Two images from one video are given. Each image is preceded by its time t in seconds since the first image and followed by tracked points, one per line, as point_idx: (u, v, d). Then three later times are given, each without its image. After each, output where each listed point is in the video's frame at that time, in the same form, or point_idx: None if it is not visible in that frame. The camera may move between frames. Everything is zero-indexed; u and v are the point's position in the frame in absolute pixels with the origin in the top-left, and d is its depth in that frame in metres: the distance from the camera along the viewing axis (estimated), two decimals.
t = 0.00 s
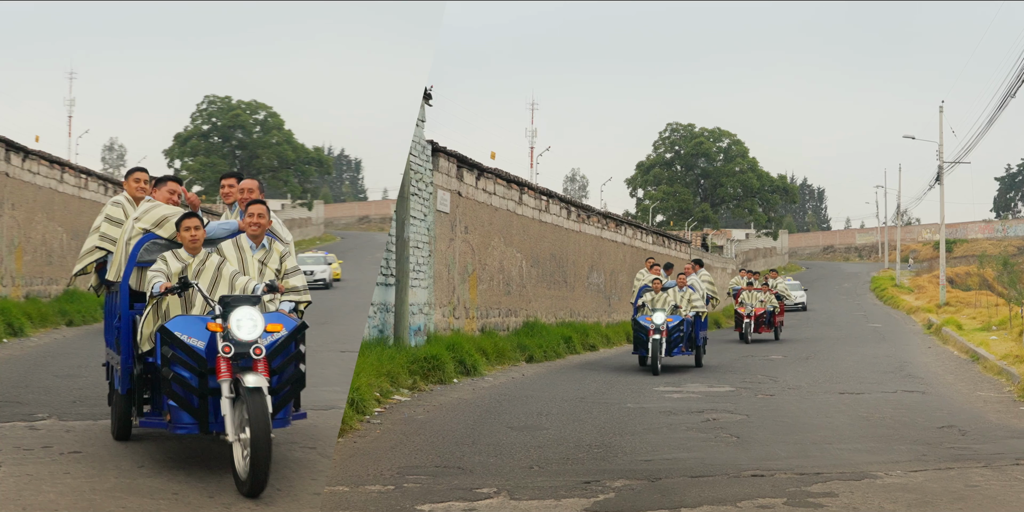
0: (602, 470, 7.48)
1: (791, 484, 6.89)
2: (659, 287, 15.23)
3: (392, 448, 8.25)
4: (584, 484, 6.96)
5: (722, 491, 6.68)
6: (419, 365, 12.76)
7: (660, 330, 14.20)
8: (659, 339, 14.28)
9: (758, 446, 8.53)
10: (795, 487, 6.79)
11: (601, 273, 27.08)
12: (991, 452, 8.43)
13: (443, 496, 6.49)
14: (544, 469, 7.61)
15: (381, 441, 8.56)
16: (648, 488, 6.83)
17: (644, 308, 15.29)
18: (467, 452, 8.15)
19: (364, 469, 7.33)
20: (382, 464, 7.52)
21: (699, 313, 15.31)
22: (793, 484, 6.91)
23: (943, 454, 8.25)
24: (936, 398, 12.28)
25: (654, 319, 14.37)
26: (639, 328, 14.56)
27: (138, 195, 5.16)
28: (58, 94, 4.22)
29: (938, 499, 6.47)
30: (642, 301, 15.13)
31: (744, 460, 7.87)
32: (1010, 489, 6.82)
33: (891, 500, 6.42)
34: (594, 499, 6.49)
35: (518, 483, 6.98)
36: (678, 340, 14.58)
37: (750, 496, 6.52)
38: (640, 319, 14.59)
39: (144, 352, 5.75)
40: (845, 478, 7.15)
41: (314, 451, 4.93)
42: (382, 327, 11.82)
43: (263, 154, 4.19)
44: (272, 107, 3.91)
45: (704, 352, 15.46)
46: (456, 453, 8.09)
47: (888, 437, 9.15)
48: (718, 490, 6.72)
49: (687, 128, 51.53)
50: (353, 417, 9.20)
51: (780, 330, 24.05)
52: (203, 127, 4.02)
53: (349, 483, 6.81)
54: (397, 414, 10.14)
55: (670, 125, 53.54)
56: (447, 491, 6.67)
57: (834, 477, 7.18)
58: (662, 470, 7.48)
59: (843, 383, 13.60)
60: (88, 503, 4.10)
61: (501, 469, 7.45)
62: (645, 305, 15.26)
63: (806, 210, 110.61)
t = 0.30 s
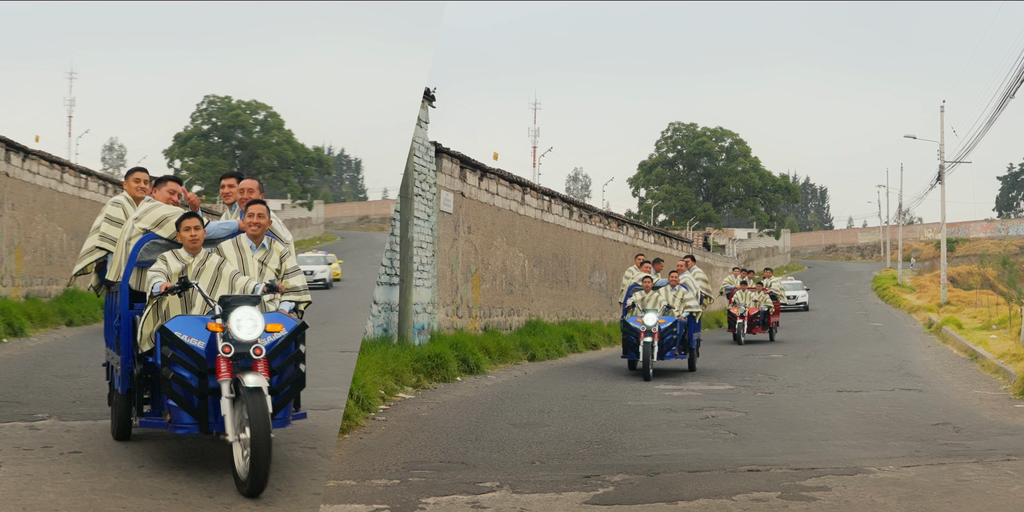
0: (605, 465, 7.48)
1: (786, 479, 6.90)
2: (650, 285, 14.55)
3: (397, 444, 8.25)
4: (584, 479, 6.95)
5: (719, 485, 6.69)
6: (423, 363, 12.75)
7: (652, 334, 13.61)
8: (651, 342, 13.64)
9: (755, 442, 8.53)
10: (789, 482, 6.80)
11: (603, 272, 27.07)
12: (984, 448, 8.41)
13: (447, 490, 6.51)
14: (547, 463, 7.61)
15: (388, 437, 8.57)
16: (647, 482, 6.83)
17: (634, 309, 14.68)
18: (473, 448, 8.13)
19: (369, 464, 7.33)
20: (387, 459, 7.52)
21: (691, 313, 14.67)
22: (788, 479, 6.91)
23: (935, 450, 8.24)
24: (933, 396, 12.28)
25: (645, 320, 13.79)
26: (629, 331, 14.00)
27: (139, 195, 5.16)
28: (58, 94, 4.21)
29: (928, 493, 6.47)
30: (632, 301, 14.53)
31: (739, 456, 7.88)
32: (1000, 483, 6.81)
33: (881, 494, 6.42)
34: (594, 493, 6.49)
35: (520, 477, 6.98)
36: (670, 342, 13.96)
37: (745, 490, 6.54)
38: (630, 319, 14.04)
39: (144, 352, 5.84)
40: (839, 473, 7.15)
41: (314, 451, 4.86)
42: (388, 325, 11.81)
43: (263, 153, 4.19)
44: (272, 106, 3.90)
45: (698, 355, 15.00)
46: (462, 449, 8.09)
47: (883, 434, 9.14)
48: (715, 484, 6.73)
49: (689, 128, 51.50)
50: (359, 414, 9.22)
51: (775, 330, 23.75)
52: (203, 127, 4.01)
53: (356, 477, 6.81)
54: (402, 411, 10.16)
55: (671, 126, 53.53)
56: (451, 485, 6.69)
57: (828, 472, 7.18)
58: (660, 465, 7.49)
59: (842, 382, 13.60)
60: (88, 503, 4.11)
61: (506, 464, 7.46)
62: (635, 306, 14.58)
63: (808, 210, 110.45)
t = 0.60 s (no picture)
0: (602, 462, 7.49)
1: (778, 475, 6.91)
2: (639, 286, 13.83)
3: (399, 441, 8.24)
4: (581, 475, 6.96)
5: (712, 482, 6.70)
6: (423, 363, 12.75)
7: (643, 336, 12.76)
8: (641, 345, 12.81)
9: (750, 440, 8.54)
10: (782, 478, 6.81)
11: (602, 273, 27.08)
12: (974, 446, 8.42)
13: (447, 486, 6.52)
14: (545, 461, 7.61)
15: (389, 435, 8.57)
16: (642, 479, 6.84)
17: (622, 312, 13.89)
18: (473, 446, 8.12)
19: (371, 460, 7.34)
20: (389, 456, 7.52)
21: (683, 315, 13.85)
22: (780, 476, 6.92)
23: (926, 448, 8.25)
24: (928, 396, 12.30)
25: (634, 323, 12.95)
26: (617, 335, 13.16)
27: (139, 195, 5.16)
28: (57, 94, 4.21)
29: (917, 489, 6.48)
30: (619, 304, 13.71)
31: (733, 453, 7.88)
32: (987, 480, 6.82)
33: (869, 490, 6.43)
34: (590, 489, 6.50)
35: (518, 474, 7.00)
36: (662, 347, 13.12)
37: (738, 486, 6.56)
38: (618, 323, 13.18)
39: (144, 351, 5.88)
40: (830, 470, 7.16)
41: (314, 451, 4.84)
42: (390, 325, 11.81)
43: (263, 154, 4.19)
44: (272, 106, 3.90)
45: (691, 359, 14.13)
46: (463, 446, 8.09)
47: (876, 432, 9.15)
48: (709, 481, 6.74)
49: (690, 129, 51.45)
50: (361, 412, 9.22)
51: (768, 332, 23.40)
52: (203, 127, 4.01)
53: (358, 474, 6.81)
54: (403, 410, 10.16)
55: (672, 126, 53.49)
56: (451, 481, 6.70)
57: (819, 469, 7.19)
58: (656, 462, 7.50)
59: (838, 381, 13.62)
60: (88, 504, 4.11)
61: (505, 461, 7.47)
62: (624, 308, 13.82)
63: (807, 210, 110.57)
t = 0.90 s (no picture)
0: (602, 458, 7.49)
1: (772, 470, 6.91)
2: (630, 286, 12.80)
3: (403, 439, 8.24)
4: (580, 471, 6.95)
5: (708, 477, 6.71)
6: (427, 362, 12.74)
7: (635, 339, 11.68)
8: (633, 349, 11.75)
9: (746, 437, 8.54)
10: (774, 473, 6.81)
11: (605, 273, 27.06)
12: (965, 443, 8.44)
13: (451, 481, 6.54)
14: (546, 458, 7.61)
15: (393, 432, 8.57)
16: (639, 474, 6.84)
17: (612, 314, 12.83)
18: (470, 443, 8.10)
19: (376, 457, 7.36)
20: (393, 453, 7.54)
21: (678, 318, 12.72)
22: (773, 471, 6.92)
23: (917, 445, 8.25)
24: (924, 394, 12.29)
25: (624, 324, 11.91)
26: (607, 338, 12.14)
27: (139, 195, 5.16)
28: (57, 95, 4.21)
29: (906, 484, 6.49)
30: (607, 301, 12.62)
31: (727, 449, 7.88)
32: (976, 476, 6.83)
33: (860, 484, 6.45)
34: (589, 483, 6.51)
35: (519, 469, 7.00)
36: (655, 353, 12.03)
37: (732, 480, 6.57)
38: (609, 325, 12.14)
39: (144, 351, 5.85)
40: (823, 465, 7.16)
41: (314, 451, 4.87)
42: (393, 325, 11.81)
43: (263, 153, 4.19)
44: (272, 106, 3.90)
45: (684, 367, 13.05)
46: (467, 443, 8.10)
47: (870, 429, 9.15)
48: (705, 476, 6.75)
49: (693, 129, 51.13)
50: (366, 411, 9.23)
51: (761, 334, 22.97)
52: (203, 127, 4.03)
53: (363, 469, 6.83)
54: (406, 408, 10.15)
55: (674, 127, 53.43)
56: (453, 476, 6.72)
57: (812, 464, 7.19)
58: (653, 458, 7.50)
59: (837, 380, 13.62)
60: (88, 504, 4.11)
61: (508, 457, 7.47)
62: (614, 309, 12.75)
63: (810, 210, 110.48)
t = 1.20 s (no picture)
0: (602, 454, 7.48)
1: (768, 466, 6.91)
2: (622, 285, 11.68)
3: (409, 435, 8.25)
4: (581, 466, 6.95)
5: (705, 472, 6.71)
6: (431, 362, 12.71)
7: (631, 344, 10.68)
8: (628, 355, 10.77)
9: (743, 434, 8.54)
10: (770, 469, 6.81)
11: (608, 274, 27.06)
12: (957, 440, 8.45)
13: (456, 475, 6.55)
14: (548, 454, 7.61)
15: (400, 429, 8.58)
16: (639, 469, 6.85)
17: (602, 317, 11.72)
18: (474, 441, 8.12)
19: (383, 452, 7.36)
20: (400, 449, 7.54)
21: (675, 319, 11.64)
22: (769, 467, 6.92)
23: (910, 442, 8.26)
24: (921, 393, 12.30)
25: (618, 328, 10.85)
26: (599, 343, 11.09)
27: (139, 195, 5.16)
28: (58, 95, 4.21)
29: (896, 479, 6.50)
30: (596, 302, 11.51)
31: (726, 447, 7.86)
32: (965, 472, 6.85)
33: (851, 480, 6.46)
34: (590, 478, 6.52)
35: (523, 465, 7.00)
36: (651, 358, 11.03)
37: (728, 475, 6.58)
38: (600, 328, 11.07)
39: (144, 351, 5.86)
40: (817, 462, 7.16)
41: (314, 451, 4.82)
42: (398, 325, 11.79)
43: (263, 154, 4.19)
44: (271, 106, 3.91)
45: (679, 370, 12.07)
46: (473, 439, 8.10)
47: (864, 427, 9.15)
48: (703, 471, 6.75)
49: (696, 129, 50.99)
50: (372, 408, 9.23)
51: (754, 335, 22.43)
52: (203, 127, 4.02)
53: (370, 464, 6.84)
54: (411, 406, 10.15)
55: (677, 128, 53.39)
56: (459, 471, 6.72)
57: (806, 460, 7.18)
58: (652, 454, 7.50)
59: (836, 380, 13.62)
60: (88, 503, 4.11)
61: (511, 453, 7.47)
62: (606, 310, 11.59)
63: (812, 210, 110.46)
